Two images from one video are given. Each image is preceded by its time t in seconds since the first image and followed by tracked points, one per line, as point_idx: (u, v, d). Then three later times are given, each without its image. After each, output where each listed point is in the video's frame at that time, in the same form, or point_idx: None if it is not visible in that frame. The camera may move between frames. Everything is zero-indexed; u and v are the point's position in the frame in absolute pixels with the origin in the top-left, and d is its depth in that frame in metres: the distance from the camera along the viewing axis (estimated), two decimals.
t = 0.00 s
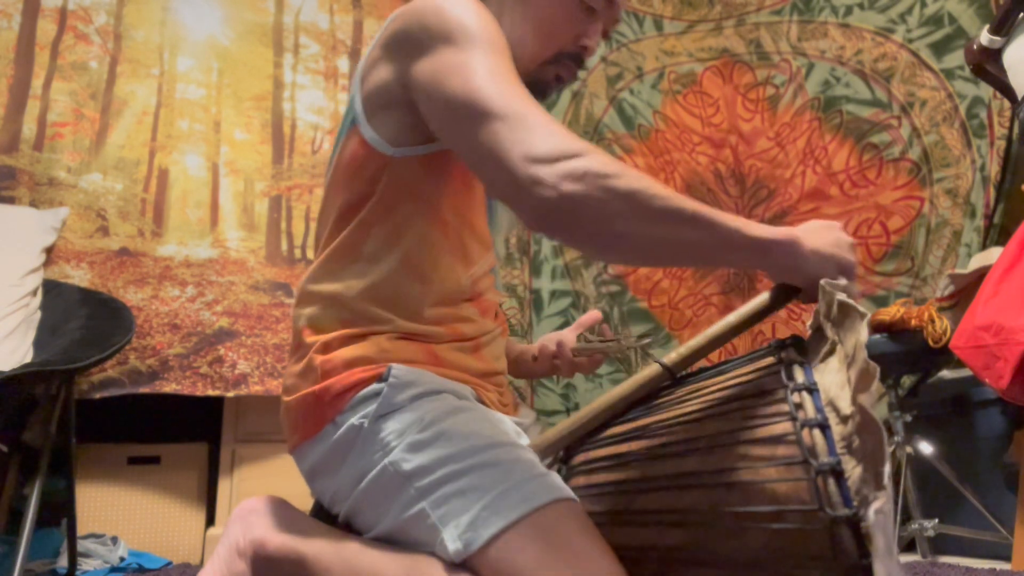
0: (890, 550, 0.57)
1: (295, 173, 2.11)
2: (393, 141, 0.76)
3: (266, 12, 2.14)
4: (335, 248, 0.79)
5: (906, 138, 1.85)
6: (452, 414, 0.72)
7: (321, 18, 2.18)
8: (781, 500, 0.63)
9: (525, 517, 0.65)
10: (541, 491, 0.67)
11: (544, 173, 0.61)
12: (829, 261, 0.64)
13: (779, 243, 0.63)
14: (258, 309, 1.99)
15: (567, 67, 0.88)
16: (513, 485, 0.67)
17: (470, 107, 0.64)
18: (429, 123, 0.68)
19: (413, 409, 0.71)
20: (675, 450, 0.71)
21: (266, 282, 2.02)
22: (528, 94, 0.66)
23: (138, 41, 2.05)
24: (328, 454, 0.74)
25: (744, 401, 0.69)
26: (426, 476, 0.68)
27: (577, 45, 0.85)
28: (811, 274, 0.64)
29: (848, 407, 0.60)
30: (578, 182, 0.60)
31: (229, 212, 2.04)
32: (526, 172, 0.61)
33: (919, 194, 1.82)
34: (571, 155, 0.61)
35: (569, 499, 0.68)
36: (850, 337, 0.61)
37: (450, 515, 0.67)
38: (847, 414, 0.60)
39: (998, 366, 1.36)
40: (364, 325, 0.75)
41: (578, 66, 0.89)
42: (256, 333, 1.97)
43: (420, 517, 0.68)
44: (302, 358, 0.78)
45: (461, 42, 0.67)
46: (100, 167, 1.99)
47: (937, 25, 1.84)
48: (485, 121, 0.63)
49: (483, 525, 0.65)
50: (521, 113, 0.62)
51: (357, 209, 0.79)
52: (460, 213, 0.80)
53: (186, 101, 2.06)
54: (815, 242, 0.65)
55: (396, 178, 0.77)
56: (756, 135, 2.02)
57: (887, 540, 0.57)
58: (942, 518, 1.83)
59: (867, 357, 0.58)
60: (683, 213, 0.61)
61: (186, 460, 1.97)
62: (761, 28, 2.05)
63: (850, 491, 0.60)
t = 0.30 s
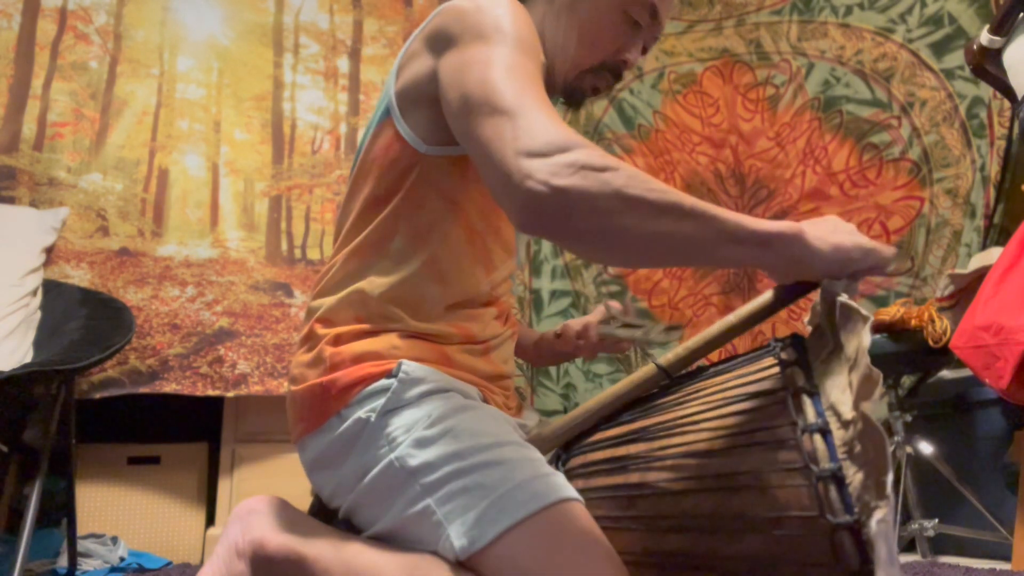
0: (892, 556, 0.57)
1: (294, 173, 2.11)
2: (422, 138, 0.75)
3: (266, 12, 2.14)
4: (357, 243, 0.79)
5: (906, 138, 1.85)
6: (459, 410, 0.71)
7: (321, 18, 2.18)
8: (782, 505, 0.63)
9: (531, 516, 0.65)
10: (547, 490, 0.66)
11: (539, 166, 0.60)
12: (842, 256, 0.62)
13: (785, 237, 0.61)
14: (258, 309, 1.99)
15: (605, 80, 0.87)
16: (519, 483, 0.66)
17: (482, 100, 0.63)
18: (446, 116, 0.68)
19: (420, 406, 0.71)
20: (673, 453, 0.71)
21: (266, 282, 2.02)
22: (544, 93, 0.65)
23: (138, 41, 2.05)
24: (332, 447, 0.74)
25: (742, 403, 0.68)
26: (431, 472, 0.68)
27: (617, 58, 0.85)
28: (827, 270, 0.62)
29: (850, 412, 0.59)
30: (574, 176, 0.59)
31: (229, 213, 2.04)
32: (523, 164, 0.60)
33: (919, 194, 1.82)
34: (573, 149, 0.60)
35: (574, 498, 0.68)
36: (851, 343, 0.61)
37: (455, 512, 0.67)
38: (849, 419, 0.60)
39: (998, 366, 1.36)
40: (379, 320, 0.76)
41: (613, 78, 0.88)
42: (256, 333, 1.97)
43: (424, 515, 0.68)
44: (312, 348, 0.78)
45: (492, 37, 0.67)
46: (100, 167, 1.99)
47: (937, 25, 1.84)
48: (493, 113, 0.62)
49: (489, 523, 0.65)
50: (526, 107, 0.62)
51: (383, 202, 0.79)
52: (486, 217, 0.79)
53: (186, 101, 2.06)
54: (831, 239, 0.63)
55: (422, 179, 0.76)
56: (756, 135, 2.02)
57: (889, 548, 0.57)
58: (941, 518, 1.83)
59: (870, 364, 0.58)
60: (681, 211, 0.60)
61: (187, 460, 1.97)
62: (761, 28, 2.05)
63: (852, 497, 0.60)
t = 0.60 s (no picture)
0: (891, 555, 0.57)
1: (294, 173, 2.11)
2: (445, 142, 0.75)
3: (266, 12, 2.14)
4: (368, 240, 0.79)
5: (906, 138, 1.85)
6: (462, 409, 0.71)
7: (321, 18, 2.19)
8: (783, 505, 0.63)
9: (533, 514, 0.64)
10: (549, 489, 0.66)
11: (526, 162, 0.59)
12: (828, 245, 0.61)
13: (769, 229, 0.60)
14: (258, 309, 1.99)
15: (621, 90, 0.88)
16: (522, 481, 0.66)
17: (482, 97, 0.63)
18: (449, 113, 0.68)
19: (423, 404, 0.71)
20: (673, 452, 0.70)
21: (266, 282, 2.02)
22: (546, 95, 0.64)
23: (138, 41, 2.05)
24: (333, 445, 0.74)
25: (742, 402, 0.68)
26: (433, 470, 0.68)
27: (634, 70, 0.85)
28: (814, 259, 0.61)
29: (848, 411, 0.60)
30: (561, 172, 0.58)
31: (229, 213, 2.04)
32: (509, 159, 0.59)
33: (919, 194, 1.82)
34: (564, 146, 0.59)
35: (578, 497, 0.67)
36: (848, 340, 0.62)
37: (458, 510, 0.67)
38: (847, 418, 0.60)
39: (998, 366, 1.36)
40: (387, 316, 0.76)
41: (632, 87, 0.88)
42: (256, 333, 1.97)
43: (425, 513, 0.68)
44: (318, 343, 0.78)
45: (501, 38, 0.67)
46: (100, 167, 1.99)
47: (937, 25, 1.84)
48: (490, 110, 0.62)
49: (491, 521, 0.65)
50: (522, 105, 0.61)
51: (394, 197, 0.79)
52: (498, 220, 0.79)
53: (186, 101, 2.06)
54: (818, 230, 0.62)
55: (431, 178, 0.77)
56: (756, 135, 2.02)
57: (889, 547, 0.57)
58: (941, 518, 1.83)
59: (863, 362, 0.60)
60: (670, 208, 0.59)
61: (186, 460, 1.97)
62: (761, 28, 2.05)
63: (850, 496, 0.60)
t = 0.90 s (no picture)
0: (894, 555, 0.57)
1: (294, 173, 2.11)
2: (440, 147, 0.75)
3: (266, 12, 2.14)
4: (368, 244, 0.79)
5: (905, 138, 1.86)
6: (462, 411, 0.71)
7: (321, 18, 2.19)
8: (784, 506, 0.63)
9: (534, 514, 0.64)
10: (549, 489, 0.66)
11: (521, 197, 0.60)
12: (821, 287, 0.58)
13: (760, 271, 0.59)
14: (258, 309, 1.99)
15: (615, 83, 0.87)
16: (521, 482, 0.66)
17: (477, 122, 0.64)
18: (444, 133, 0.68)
19: (423, 405, 0.71)
20: (673, 454, 0.71)
21: (266, 282, 2.02)
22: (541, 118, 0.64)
23: (138, 41, 2.05)
24: (333, 445, 0.74)
25: (742, 403, 0.68)
26: (433, 470, 0.68)
27: (627, 63, 0.85)
28: (805, 301, 0.59)
29: (851, 413, 0.59)
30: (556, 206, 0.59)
31: (229, 212, 2.04)
32: (506, 192, 0.60)
33: (919, 194, 1.82)
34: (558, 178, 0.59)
35: (578, 497, 0.68)
36: (861, 343, 0.59)
37: (458, 511, 0.67)
38: (851, 419, 0.59)
39: (998, 366, 1.36)
40: (387, 320, 0.76)
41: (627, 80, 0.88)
42: (256, 333, 1.97)
43: (425, 513, 0.68)
44: (319, 344, 0.78)
45: (494, 55, 0.66)
46: (100, 167, 1.99)
47: (937, 25, 1.84)
48: (486, 136, 0.63)
49: (491, 522, 0.65)
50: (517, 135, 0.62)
51: (393, 201, 0.79)
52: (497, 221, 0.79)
53: (185, 101, 2.06)
54: (810, 268, 0.59)
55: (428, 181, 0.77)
56: (756, 135, 2.02)
57: (892, 548, 0.57)
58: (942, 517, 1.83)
59: (883, 363, 0.57)
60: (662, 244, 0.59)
61: (186, 460, 1.97)
62: (761, 28, 2.05)
63: (852, 497, 0.59)
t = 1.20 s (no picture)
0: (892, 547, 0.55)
1: (294, 173, 2.11)
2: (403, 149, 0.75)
3: (266, 12, 2.14)
4: (364, 246, 0.80)
5: (905, 138, 1.86)
6: (458, 413, 0.72)
7: (321, 18, 2.18)
8: (784, 500, 0.64)
9: (529, 513, 0.64)
10: (544, 491, 0.66)
11: (457, 224, 0.59)
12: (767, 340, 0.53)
13: (685, 324, 0.54)
14: (258, 309, 1.99)
15: (590, 68, 0.89)
16: (516, 483, 0.66)
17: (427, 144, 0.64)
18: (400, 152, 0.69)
19: (421, 407, 0.72)
20: (674, 449, 0.71)
21: (266, 282, 2.02)
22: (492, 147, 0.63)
23: (138, 41, 2.05)
24: (333, 445, 0.75)
25: (742, 401, 0.69)
26: (431, 471, 0.69)
27: (600, 44, 0.86)
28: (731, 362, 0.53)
29: (852, 406, 0.58)
30: (485, 236, 0.58)
31: (229, 212, 2.04)
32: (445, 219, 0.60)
33: (919, 194, 1.82)
34: (491, 209, 0.58)
35: (575, 497, 0.68)
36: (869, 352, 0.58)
37: (454, 512, 0.67)
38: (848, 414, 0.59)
39: (998, 366, 1.36)
40: (380, 322, 0.77)
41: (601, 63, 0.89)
42: (256, 333, 1.97)
43: (424, 512, 0.68)
44: (317, 348, 0.79)
45: (449, 74, 0.66)
46: (100, 167, 1.99)
47: (937, 25, 1.84)
48: (435, 159, 0.62)
49: (487, 522, 0.65)
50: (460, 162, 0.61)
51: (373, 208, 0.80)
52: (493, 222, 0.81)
53: (186, 101, 2.06)
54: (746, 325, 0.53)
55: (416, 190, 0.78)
56: (756, 135, 2.02)
57: (889, 539, 0.55)
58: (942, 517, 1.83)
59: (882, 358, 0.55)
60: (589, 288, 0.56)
61: (186, 460, 1.97)
62: (761, 28, 2.05)
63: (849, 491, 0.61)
